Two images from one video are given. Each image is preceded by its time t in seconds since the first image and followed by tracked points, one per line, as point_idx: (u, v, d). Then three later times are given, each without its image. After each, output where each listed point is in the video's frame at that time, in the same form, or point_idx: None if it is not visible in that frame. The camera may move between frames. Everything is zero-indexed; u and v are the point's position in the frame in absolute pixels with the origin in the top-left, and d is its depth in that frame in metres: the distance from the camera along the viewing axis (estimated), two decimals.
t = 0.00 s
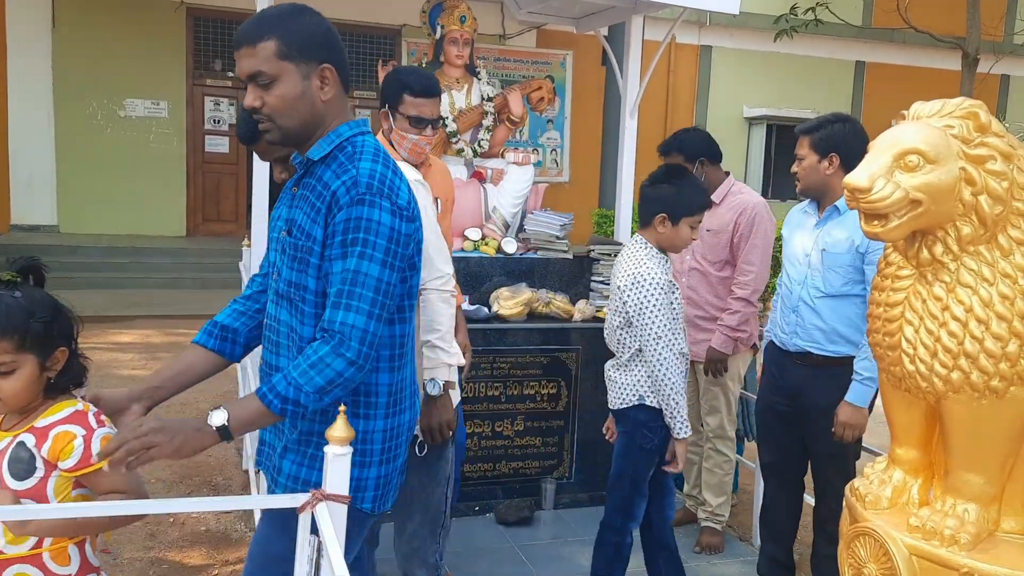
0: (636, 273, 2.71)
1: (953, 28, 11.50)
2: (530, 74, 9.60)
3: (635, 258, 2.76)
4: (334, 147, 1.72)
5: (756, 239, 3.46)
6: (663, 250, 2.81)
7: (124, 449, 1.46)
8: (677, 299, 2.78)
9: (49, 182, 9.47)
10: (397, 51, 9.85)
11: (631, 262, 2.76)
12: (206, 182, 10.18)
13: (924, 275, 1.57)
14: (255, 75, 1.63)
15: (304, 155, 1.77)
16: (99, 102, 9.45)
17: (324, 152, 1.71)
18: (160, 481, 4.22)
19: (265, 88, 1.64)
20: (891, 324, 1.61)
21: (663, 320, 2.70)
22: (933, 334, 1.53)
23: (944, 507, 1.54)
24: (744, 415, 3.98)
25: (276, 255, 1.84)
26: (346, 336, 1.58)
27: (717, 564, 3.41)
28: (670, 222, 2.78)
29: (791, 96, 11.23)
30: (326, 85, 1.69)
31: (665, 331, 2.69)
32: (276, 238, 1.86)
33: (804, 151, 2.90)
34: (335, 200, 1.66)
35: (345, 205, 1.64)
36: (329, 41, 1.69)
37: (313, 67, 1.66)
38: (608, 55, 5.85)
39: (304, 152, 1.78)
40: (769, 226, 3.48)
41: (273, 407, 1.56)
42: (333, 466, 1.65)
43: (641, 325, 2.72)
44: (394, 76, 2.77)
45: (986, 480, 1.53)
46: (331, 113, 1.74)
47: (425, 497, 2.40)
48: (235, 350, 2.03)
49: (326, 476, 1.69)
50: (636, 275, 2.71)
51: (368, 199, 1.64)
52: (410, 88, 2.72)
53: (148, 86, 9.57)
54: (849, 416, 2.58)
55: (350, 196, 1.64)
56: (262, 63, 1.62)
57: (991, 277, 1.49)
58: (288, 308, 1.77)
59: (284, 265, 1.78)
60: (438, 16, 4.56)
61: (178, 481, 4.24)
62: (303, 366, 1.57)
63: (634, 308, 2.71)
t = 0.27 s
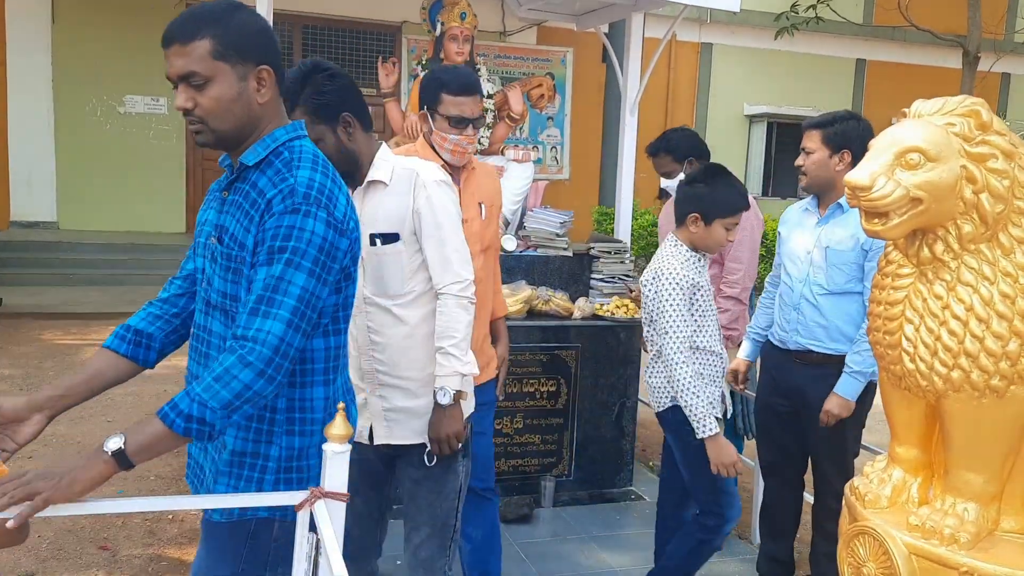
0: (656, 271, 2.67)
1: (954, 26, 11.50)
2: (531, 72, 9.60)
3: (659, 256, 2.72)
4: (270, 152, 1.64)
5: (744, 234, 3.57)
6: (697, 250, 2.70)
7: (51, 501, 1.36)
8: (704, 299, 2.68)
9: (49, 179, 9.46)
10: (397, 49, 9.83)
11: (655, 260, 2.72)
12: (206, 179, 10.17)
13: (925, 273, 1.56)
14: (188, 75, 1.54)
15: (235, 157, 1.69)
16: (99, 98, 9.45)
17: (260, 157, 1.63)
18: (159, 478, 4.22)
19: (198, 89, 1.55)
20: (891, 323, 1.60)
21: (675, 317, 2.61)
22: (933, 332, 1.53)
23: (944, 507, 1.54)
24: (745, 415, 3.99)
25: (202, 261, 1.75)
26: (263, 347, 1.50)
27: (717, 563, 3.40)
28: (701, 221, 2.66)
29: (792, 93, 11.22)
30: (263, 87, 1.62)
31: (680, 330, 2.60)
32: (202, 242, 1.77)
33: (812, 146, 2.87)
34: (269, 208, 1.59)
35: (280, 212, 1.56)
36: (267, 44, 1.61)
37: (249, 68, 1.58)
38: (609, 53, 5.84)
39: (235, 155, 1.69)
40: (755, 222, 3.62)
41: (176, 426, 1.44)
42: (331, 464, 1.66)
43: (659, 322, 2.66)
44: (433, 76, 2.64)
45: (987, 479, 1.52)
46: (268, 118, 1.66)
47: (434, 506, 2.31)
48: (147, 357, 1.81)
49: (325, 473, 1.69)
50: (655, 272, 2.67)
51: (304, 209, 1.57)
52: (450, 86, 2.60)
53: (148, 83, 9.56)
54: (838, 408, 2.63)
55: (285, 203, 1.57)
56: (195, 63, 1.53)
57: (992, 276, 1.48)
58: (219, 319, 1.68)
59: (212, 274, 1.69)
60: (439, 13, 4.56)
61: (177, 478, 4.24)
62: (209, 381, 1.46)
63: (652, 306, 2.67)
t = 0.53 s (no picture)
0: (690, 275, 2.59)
1: (953, 26, 11.50)
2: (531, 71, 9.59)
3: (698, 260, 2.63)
4: (153, 156, 1.50)
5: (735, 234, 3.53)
6: (742, 259, 2.60)
7: (44, 521, 1.30)
8: (740, 312, 2.58)
9: (48, 178, 9.44)
10: (397, 48, 9.82)
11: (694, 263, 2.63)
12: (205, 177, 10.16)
13: (922, 273, 1.56)
14: (60, 75, 1.37)
15: (113, 158, 1.53)
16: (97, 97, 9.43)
17: (140, 163, 1.49)
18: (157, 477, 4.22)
19: (73, 92, 1.39)
20: (888, 323, 1.60)
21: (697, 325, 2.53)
22: (930, 333, 1.53)
23: (941, 507, 1.54)
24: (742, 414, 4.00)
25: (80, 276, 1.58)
26: (242, 369, 1.42)
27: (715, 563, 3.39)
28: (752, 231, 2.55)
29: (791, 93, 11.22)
30: (148, 85, 1.47)
31: (703, 342, 2.52)
32: (79, 251, 1.60)
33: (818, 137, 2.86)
34: (168, 231, 1.43)
35: (183, 236, 1.41)
36: (148, 32, 1.46)
37: (133, 68, 1.44)
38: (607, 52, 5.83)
39: (111, 155, 1.53)
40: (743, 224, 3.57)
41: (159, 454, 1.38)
42: (328, 463, 1.67)
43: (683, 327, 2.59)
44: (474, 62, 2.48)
45: (984, 479, 1.52)
46: (150, 118, 1.52)
47: (432, 515, 2.18)
48: (32, 365, 1.72)
49: (322, 472, 1.69)
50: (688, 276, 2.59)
51: (214, 228, 1.42)
52: (490, 72, 2.45)
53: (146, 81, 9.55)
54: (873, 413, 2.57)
55: (188, 226, 1.42)
56: (70, 62, 1.36)
57: (989, 276, 1.48)
58: (95, 341, 1.53)
59: (89, 293, 1.52)
60: (437, 13, 4.56)
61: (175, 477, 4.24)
62: (197, 403, 1.39)
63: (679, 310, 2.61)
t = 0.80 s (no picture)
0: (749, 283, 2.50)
1: (951, 24, 11.51)
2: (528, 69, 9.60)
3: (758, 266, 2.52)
4: (62, 136, 1.49)
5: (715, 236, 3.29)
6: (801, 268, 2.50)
7: (47, 525, 1.32)
8: (800, 324, 2.50)
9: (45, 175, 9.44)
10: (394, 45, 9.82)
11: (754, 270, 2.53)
12: (203, 175, 10.16)
13: (916, 271, 1.56)
14: None
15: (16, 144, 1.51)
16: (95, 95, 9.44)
17: (50, 143, 1.48)
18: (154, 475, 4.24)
19: None
20: (882, 321, 1.60)
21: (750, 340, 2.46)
22: (923, 330, 1.53)
23: (934, 505, 1.54)
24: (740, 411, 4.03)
25: None
26: (213, 336, 1.44)
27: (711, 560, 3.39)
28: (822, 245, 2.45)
29: (789, 92, 11.23)
30: (47, 62, 1.45)
31: (756, 355, 2.45)
32: None
33: (824, 135, 2.83)
34: (100, 213, 1.43)
35: (117, 216, 1.42)
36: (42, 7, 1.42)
37: (32, 44, 1.40)
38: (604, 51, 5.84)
39: (13, 141, 1.51)
40: (726, 225, 3.31)
41: (136, 430, 1.39)
42: (322, 461, 1.66)
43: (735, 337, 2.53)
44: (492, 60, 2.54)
45: (977, 477, 1.52)
46: (50, 97, 1.50)
47: (404, 523, 2.17)
48: None
49: (315, 470, 1.68)
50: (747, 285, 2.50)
51: (152, 201, 1.44)
52: (508, 66, 2.50)
53: (143, 79, 9.56)
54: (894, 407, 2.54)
55: (121, 204, 1.43)
56: None
57: (983, 274, 1.48)
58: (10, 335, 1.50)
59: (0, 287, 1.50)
60: (435, 10, 4.54)
61: (172, 474, 4.26)
62: (179, 378, 1.40)
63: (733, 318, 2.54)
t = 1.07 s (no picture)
0: (820, 284, 2.38)
1: (950, 22, 11.50)
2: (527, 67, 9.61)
3: (819, 266, 2.42)
4: None
5: (695, 231, 3.24)
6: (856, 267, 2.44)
7: (46, 521, 1.40)
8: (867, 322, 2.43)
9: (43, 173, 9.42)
10: (393, 44, 9.79)
11: (817, 269, 2.42)
12: (201, 173, 10.15)
13: (912, 270, 1.56)
14: None
15: None
16: (93, 93, 9.44)
17: None
18: (152, 473, 4.25)
19: None
20: (879, 320, 1.60)
21: (830, 344, 2.36)
22: (919, 329, 1.53)
23: (930, 503, 1.54)
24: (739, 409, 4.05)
25: None
26: (166, 312, 1.51)
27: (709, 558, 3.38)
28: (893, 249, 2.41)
29: (787, 90, 11.23)
30: None
31: (832, 361, 2.37)
32: None
33: (832, 134, 2.73)
34: (26, 209, 1.43)
35: (46, 210, 1.43)
36: None
37: None
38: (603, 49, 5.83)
39: None
40: (707, 220, 3.25)
41: (117, 422, 1.47)
42: (319, 459, 1.67)
43: (804, 338, 2.42)
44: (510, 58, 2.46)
45: (973, 476, 1.52)
46: None
47: (351, 539, 2.29)
48: None
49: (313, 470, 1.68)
50: (819, 285, 2.38)
51: (74, 192, 1.47)
52: (540, 64, 2.41)
53: (142, 77, 9.55)
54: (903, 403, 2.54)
55: (47, 198, 1.44)
56: None
57: (979, 273, 1.48)
58: None
59: None
60: (432, 9, 4.51)
61: (170, 473, 4.26)
62: (145, 361, 1.48)
63: (801, 322, 2.42)
